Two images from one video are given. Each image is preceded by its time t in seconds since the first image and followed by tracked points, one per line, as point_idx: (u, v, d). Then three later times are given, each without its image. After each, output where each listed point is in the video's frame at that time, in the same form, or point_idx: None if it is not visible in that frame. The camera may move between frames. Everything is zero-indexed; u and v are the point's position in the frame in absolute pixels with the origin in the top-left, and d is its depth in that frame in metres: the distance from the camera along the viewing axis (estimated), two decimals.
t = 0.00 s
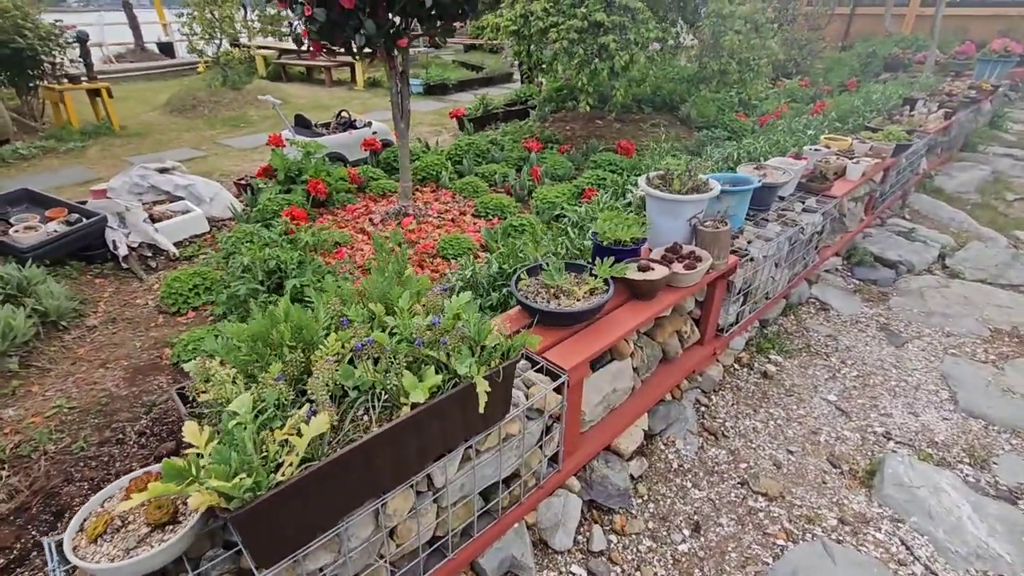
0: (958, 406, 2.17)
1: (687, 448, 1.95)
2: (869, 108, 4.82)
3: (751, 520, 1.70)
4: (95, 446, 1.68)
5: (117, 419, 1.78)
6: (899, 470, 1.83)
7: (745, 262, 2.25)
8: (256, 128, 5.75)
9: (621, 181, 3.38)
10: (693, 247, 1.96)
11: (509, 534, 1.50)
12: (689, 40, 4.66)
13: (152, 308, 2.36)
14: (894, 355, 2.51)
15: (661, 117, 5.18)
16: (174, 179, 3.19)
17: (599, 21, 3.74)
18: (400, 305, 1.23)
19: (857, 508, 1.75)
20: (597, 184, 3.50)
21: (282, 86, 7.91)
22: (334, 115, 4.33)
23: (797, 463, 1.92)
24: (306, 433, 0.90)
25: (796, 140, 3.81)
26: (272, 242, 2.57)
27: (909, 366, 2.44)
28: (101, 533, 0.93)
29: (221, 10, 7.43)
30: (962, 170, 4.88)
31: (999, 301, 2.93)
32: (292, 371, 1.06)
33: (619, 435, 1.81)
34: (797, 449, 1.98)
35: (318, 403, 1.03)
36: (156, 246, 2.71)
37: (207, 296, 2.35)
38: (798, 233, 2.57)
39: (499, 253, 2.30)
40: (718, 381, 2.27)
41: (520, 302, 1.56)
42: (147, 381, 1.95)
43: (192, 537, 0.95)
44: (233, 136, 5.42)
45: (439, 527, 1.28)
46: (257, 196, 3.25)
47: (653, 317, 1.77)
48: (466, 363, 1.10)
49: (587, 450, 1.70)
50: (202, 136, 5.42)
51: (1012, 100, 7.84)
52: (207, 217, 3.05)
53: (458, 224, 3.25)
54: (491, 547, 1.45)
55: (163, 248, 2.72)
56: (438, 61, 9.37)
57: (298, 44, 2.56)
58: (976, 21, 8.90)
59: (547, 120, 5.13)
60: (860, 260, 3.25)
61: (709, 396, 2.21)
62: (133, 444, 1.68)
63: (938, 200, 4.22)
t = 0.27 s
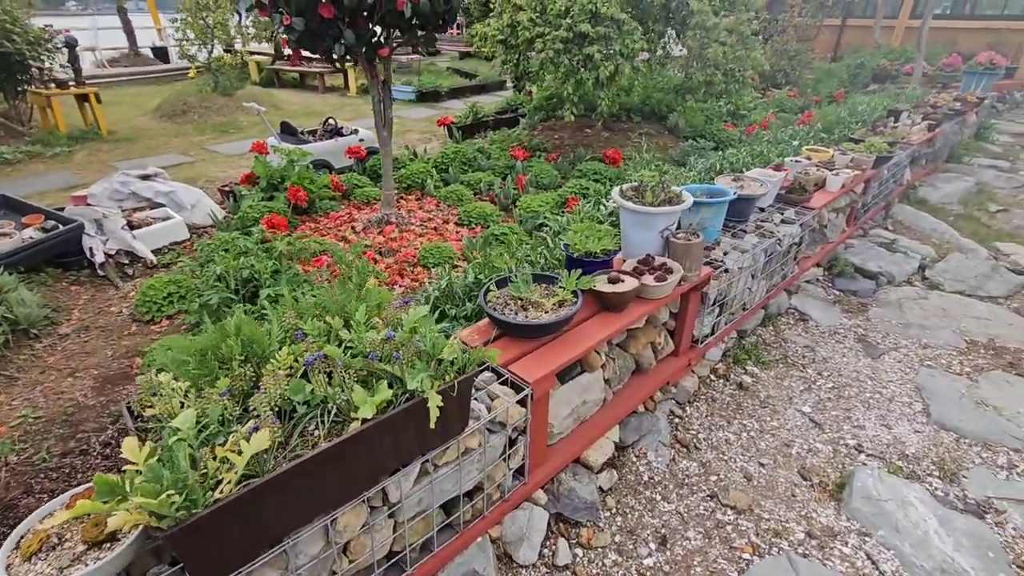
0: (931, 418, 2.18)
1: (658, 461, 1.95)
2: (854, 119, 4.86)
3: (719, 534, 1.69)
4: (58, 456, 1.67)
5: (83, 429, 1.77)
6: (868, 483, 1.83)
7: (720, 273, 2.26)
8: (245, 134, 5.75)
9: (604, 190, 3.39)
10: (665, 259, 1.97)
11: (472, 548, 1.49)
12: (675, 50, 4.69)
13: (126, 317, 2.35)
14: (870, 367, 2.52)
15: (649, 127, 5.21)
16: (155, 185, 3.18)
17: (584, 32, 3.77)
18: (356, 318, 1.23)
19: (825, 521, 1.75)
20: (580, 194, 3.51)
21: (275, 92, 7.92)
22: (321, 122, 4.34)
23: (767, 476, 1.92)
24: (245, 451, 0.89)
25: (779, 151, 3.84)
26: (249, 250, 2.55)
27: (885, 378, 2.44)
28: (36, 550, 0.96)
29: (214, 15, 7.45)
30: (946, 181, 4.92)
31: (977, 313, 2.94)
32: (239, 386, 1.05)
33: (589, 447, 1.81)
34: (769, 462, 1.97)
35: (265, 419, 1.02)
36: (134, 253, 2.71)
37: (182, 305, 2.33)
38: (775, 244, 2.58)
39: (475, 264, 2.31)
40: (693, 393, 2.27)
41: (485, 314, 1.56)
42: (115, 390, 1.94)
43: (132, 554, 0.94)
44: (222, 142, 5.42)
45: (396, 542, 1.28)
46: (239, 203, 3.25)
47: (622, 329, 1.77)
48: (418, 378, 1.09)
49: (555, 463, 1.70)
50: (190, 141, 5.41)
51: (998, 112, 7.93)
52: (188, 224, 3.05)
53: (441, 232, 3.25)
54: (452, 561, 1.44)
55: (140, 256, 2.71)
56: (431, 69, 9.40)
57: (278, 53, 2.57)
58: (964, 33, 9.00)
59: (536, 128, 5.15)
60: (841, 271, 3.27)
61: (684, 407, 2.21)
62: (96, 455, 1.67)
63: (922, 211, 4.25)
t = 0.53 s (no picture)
0: (895, 425, 2.20)
1: (623, 469, 1.95)
2: (831, 128, 4.93)
3: (680, 542, 1.69)
4: (9, 468, 1.63)
5: (37, 439, 1.73)
6: (830, 491, 1.84)
7: (687, 281, 2.27)
8: (226, 139, 5.71)
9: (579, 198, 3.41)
10: (629, 267, 1.98)
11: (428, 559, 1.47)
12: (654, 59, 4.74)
13: (90, 324, 2.32)
14: (838, 374, 2.54)
15: (630, 134, 5.25)
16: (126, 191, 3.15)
17: (561, 41, 3.80)
18: (304, 328, 1.22)
19: (786, 529, 1.75)
20: (557, 201, 3.53)
21: (259, 97, 7.89)
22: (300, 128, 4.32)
23: (731, 483, 1.93)
24: (174, 464, 0.88)
25: (754, 160, 3.88)
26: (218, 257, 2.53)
27: (851, 384, 2.47)
28: None
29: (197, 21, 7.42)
30: (921, 190, 5.00)
31: (945, 320, 2.99)
32: (177, 397, 1.04)
33: (552, 455, 1.80)
34: (733, 469, 1.98)
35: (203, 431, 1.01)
36: (102, 260, 2.66)
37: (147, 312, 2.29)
38: (744, 252, 2.61)
39: (444, 272, 2.31)
40: (661, 400, 2.27)
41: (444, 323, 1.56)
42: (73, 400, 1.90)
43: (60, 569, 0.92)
44: (202, 148, 5.39)
45: (345, 554, 1.26)
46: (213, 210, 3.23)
47: (584, 336, 1.77)
48: (362, 388, 1.09)
49: (516, 472, 1.69)
50: (169, 146, 5.37)
51: (974, 122, 8.08)
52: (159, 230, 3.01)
53: (417, 239, 3.25)
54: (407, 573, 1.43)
55: (108, 262, 2.66)
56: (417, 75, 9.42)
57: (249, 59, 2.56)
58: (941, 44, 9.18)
59: (517, 136, 5.17)
60: (813, 278, 3.30)
61: (651, 415, 2.21)
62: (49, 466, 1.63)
63: (895, 219, 4.31)
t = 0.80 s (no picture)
0: (857, 426, 2.23)
1: (587, 475, 1.95)
2: (802, 134, 5.02)
3: (640, 548, 1.69)
4: None
5: None
6: (790, 493, 1.86)
7: (652, 286, 2.29)
8: (199, 146, 5.65)
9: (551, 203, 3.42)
10: (591, 273, 1.99)
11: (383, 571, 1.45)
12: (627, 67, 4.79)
13: (46, 336, 2.26)
14: (803, 377, 2.57)
15: (606, 141, 5.30)
16: (90, 200, 3.10)
17: (533, 49, 3.82)
18: (246, 337, 1.21)
19: (746, 532, 1.76)
20: (529, 207, 3.54)
21: (236, 104, 7.82)
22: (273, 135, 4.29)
23: (695, 488, 1.93)
24: (95, 479, 0.86)
25: (725, 166, 3.94)
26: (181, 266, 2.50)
27: (816, 387, 2.50)
28: None
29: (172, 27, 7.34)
30: (890, 194, 5.11)
31: (909, 322, 3.04)
32: (108, 410, 1.02)
33: (514, 462, 1.80)
34: (697, 473, 1.99)
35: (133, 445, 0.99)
36: (61, 270, 2.62)
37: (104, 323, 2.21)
38: (710, 257, 2.64)
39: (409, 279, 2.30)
40: (627, 405, 2.28)
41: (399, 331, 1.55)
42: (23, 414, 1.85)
43: None
44: (174, 155, 5.31)
45: (292, 568, 1.24)
46: (180, 218, 3.18)
47: (544, 342, 1.77)
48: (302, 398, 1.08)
49: (476, 480, 1.68)
50: (141, 153, 5.29)
51: (943, 128, 8.28)
52: (122, 239, 2.97)
53: (388, 246, 3.23)
54: None
55: (68, 272, 2.62)
56: (398, 83, 9.41)
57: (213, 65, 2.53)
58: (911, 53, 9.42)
59: (494, 142, 5.19)
60: (782, 282, 3.35)
61: (618, 420, 2.22)
62: None
63: (864, 223, 4.39)
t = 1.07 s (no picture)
0: (823, 431, 2.25)
1: (556, 487, 1.92)
2: (772, 140, 5.10)
3: (608, 561, 1.67)
4: None
5: None
6: (758, 501, 1.86)
7: (621, 294, 2.28)
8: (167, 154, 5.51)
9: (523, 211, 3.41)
10: (558, 282, 1.98)
11: None
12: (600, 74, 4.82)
13: None
14: (772, 382, 2.59)
15: (581, 148, 5.32)
16: (45, 210, 2.99)
17: (505, 56, 3.82)
18: (190, 356, 1.16)
19: (714, 542, 1.75)
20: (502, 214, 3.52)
21: (207, 110, 7.68)
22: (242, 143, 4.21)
23: (664, 497, 1.92)
24: (13, 514, 0.81)
25: (696, 172, 3.97)
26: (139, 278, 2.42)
27: (785, 392, 2.52)
28: None
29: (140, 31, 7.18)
30: (857, 200, 5.22)
31: (875, 326, 3.09)
32: (36, 438, 0.96)
33: (480, 476, 1.77)
34: (666, 482, 1.98)
35: (64, 474, 0.94)
36: (12, 283, 2.51)
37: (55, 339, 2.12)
38: (679, 264, 2.65)
39: (376, 290, 2.26)
40: (597, 414, 2.26)
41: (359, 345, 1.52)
42: None
43: None
44: (140, 162, 5.18)
45: None
46: (141, 228, 3.09)
47: (509, 353, 1.74)
48: (245, 420, 1.03)
49: (441, 496, 1.65)
50: (105, 161, 5.15)
51: (909, 134, 8.50)
52: (80, 250, 2.87)
53: (358, 255, 3.18)
54: None
55: (19, 286, 2.52)
56: (374, 90, 9.35)
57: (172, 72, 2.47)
58: (878, 62, 9.68)
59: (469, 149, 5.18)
60: (752, 287, 3.38)
61: (588, 430, 2.20)
62: None
63: (833, 228, 4.47)
